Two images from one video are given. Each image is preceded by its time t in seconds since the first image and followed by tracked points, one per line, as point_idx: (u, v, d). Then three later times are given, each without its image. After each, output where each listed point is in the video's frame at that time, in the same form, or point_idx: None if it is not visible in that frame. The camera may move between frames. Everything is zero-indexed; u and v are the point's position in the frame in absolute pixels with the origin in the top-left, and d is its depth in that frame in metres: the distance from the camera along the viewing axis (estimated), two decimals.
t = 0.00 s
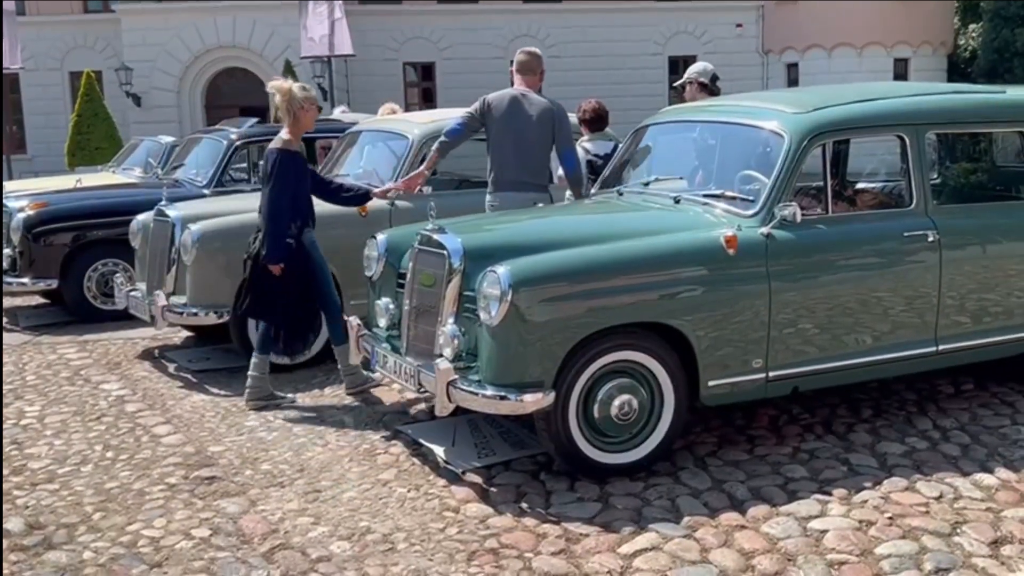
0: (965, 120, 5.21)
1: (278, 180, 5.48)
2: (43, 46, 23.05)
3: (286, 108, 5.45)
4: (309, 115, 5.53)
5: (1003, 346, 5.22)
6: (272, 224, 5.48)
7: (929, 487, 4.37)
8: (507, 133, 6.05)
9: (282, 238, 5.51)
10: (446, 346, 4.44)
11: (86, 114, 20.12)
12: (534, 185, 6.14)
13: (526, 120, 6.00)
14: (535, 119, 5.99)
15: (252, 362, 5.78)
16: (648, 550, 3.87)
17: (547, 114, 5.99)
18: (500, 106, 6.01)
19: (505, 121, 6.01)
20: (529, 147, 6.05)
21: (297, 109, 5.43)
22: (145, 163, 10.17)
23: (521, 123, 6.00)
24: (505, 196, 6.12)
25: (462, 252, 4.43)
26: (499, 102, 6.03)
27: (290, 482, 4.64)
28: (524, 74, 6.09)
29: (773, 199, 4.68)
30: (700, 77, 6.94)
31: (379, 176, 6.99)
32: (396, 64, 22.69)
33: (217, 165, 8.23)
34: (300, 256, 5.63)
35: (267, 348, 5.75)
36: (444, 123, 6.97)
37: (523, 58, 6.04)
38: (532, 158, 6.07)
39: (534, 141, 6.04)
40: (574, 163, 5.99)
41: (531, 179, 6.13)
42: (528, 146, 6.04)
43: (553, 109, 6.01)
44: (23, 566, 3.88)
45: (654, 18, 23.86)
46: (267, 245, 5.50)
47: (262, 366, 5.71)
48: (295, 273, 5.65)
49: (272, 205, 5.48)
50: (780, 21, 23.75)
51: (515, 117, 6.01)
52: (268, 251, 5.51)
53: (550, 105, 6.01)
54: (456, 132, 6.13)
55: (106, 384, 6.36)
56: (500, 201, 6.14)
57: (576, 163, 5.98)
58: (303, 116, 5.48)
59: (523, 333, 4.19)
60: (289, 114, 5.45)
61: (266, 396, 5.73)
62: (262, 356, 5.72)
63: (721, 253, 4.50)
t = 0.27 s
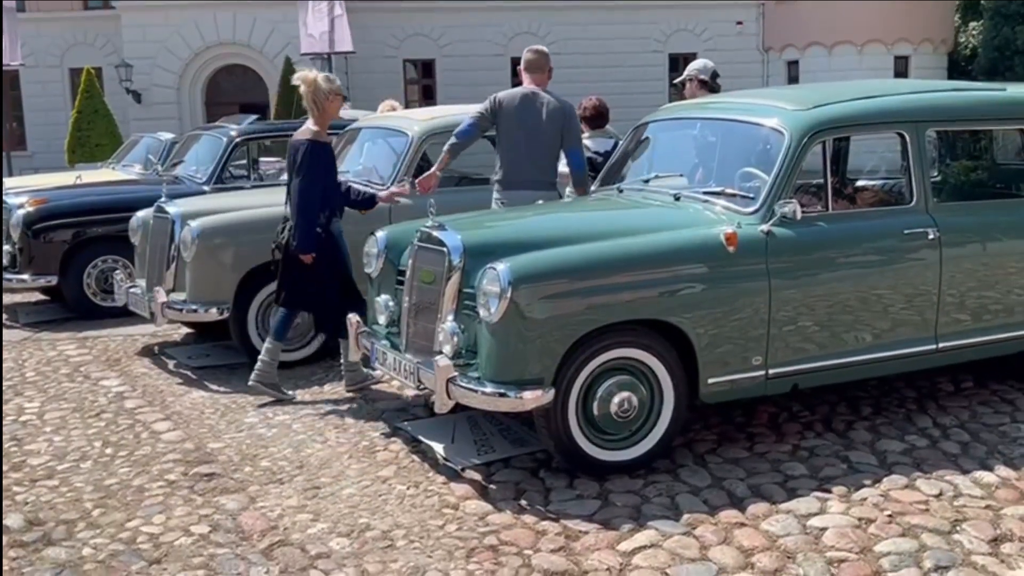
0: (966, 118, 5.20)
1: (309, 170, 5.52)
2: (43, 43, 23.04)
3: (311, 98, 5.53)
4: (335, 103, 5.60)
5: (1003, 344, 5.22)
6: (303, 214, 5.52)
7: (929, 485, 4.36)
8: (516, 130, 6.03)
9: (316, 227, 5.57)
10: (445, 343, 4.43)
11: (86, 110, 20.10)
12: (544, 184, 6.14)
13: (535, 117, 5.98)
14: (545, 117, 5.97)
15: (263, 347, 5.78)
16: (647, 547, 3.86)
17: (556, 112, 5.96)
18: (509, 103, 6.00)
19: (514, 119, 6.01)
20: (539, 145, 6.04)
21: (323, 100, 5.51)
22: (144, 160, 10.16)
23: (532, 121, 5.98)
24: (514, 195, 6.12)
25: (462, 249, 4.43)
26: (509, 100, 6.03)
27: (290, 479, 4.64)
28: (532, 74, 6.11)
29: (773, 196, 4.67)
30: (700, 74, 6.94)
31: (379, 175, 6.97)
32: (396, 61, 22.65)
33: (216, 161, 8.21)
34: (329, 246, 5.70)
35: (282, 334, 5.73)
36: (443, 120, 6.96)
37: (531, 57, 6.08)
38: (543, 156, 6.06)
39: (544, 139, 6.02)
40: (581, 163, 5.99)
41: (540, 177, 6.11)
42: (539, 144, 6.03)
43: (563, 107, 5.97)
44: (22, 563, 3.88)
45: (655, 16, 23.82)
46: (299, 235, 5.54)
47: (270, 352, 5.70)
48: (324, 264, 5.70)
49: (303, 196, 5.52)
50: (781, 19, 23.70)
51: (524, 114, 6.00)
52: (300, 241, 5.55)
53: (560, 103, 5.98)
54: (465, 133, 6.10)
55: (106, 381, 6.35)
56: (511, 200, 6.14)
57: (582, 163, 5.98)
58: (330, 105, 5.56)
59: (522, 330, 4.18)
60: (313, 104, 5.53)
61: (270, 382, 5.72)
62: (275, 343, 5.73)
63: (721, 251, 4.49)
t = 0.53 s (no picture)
0: (968, 115, 5.19)
1: (328, 163, 5.57)
2: (43, 40, 23.02)
3: (338, 93, 5.52)
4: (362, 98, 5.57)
5: (1004, 341, 5.21)
6: (318, 206, 5.57)
7: (930, 482, 4.36)
8: (540, 126, 6.05)
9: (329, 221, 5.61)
10: (446, 339, 4.43)
11: (86, 106, 20.08)
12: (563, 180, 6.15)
13: (560, 112, 6.05)
14: (569, 112, 6.07)
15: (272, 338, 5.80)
16: (647, 543, 3.86)
17: (579, 106, 6.09)
18: (535, 100, 6.00)
19: (540, 114, 6.03)
20: (562, 140, 6.10)
21: (350, 96, 5.49)
22: (145, 156, 10.15)
23: (557, 115, 6.04)
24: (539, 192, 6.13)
25: (462, 245, 4.43)
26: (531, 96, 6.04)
27: (290, 475, 4.63)
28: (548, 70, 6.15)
29: (774, 193, 4.66)
30: (702, 70, 6.93)
31: (380, 171, 6.98)
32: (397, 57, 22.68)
33: (217, 158, 8.23)
34: (341, 240, 5.73)
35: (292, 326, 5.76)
36: (444, 116, 6.95)
37: (547, 53, 6.13)
38: (565, 151, 6.11)
39: (568, 133, 6.09)
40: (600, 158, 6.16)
41: (561, 172, 6.16)
42: (562, 139, 6.09)
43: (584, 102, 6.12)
44: (22, 558, 3.88)
45: (656, 12, 23.75)
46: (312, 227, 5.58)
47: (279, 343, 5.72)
48: (335, 258, 5.72)
49: (320, 189, 5.57)
50: (782, 16, 23.65)
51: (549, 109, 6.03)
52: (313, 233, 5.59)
53: (580, 99, 6.11)
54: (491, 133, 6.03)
55: (106, 377, 6.35)
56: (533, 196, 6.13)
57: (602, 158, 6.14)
58: (357, 101, 5.54)
59: (523, 327, 4.17)
60: (341, 99, 5.52)
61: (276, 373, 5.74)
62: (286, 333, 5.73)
63: (722, 247, 4.48)
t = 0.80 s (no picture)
0: (969, 112, 5.18)
1: (344, 159, 5.60)
2: (43, 37, 23.01)
3: (365, 95, 5.49)
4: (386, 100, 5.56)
5: (1004, 339, 5.21)
6: (327, 200, 5.60)
7: (930, 479, 4.36)
8: (565, 121, 6.46)
9: (335, 216, 5.64)
10: (446, 336, 4.43)
11: (87, 103, 20.07)
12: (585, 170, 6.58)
13: (582, 107, 6.47)
14: (592, 105, 6.50)
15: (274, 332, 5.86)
16: (647, 540, 3.86)
17: (597, 101, 6.52)
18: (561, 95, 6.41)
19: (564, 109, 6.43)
20: (585, 132, 6.52)
21: (376, 100, 5.47)
22: (145, 153, 10.15)
23: (581, 108, 6.47)
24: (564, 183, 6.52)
25: (463, 243, 4.42)
26: (554, 91, 6.44)
27: (290, 472, 4.63)
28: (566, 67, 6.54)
29: (775, 190, 4.66)
30: (703, 67, 6.93)
31: (379, 169, 6.98)
32: (396, 54, 22.66)
33: (217, 155, 8.24)
34: (343, 236, 5.75)
35: (292, 318, 5.80)
36: (446, 113, 6.93)
37: (563, 50, 6.50)
38: (588, 142, 6.54)
39: (588, 126, 6.52)
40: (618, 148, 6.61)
41: (585, 163, 6.57)
42: (586, 132, 6.51)
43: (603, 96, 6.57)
44: (22, 555, 3.88)
45: (657, 9, 23.70)
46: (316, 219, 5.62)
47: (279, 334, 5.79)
48: (336, 253, 5.75)
49: (331, 184, 5.60)
50: (783, 13, 23.61)
51: (571, 104, 6.45)
52: (317, 224, 5.63)
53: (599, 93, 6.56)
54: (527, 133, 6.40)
55: (106, 374, 6.35)
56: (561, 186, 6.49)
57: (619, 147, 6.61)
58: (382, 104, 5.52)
59: (523, 324, 4.17)
60: (366, 101, 5.49)
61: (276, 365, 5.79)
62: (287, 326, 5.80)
63: (723, 245, 4.48)
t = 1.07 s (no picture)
0: (969, 111, 5.18)
1: (355, 158, 5.56)
2: (44, 35, 23.01)
3: (377, 94, 5.50)
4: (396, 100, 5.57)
5: (1004, 338, 5.21)
6: (335, 198, 5.58)
7: (931, 477, 4.36)
8: (580, 116, 6.49)
9: (340, 215, 5.63)
10: (447, 335, 4.43)
11: (87, 101, 20.07)
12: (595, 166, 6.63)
13: (596, 103, 6.52)
14: (607, 102, 6.54)
15: (258, 322, 5.87)
16: (648, 539, 3.86)
17: (612, 97, 6.57)
18: (577, 92, 6.45)
19: (580, 105, 6.46)
20: (598, 128, 6.57)
21: (389, 100, 5.48)
22: (146, 151, 10.16)
23: (596, 104, 6.51)
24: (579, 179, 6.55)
25: (464, 241, 4.42)
26: (567, 88, 6.47)
27: (291, 470, 4.63)
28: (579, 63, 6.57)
29: (775, 188, 4.66)
30: (703, 65, 6.92)
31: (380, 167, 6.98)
32: (400, 53, 22.76)
33: (217, 153, 8.25)
34: (345, 233, 5.75)
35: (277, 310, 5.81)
36: (447, 111, 6.93)
37: (575, 46, 6.53)
38: (601, 139, 6.58)
39: (603, 122, 6.56)
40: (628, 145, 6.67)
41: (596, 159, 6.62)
42: (599, 128, 6.56)
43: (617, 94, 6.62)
44: (23, 553, 3.89)
45: (658, 8, 23.68)
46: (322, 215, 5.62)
47: (264, 325, 5.81)
48: (336, 250, 5.77)
49: (339, 181, 5.56)
50: (783, 12, 23.58)
51: (585, 100, 6.49)
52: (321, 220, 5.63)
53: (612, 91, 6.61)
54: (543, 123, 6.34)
55: (107, 372, 6.35)
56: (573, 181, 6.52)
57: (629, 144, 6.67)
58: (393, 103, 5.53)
59: (524, 322, 4.17)
60: (379, 100, 5.50)
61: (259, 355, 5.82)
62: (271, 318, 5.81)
63: (723, 243, 4.48)
